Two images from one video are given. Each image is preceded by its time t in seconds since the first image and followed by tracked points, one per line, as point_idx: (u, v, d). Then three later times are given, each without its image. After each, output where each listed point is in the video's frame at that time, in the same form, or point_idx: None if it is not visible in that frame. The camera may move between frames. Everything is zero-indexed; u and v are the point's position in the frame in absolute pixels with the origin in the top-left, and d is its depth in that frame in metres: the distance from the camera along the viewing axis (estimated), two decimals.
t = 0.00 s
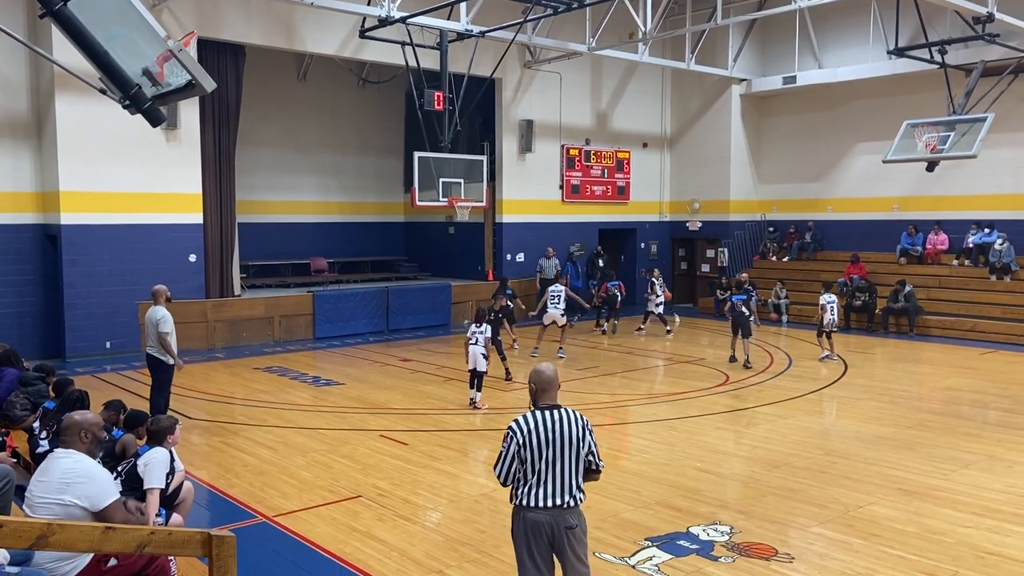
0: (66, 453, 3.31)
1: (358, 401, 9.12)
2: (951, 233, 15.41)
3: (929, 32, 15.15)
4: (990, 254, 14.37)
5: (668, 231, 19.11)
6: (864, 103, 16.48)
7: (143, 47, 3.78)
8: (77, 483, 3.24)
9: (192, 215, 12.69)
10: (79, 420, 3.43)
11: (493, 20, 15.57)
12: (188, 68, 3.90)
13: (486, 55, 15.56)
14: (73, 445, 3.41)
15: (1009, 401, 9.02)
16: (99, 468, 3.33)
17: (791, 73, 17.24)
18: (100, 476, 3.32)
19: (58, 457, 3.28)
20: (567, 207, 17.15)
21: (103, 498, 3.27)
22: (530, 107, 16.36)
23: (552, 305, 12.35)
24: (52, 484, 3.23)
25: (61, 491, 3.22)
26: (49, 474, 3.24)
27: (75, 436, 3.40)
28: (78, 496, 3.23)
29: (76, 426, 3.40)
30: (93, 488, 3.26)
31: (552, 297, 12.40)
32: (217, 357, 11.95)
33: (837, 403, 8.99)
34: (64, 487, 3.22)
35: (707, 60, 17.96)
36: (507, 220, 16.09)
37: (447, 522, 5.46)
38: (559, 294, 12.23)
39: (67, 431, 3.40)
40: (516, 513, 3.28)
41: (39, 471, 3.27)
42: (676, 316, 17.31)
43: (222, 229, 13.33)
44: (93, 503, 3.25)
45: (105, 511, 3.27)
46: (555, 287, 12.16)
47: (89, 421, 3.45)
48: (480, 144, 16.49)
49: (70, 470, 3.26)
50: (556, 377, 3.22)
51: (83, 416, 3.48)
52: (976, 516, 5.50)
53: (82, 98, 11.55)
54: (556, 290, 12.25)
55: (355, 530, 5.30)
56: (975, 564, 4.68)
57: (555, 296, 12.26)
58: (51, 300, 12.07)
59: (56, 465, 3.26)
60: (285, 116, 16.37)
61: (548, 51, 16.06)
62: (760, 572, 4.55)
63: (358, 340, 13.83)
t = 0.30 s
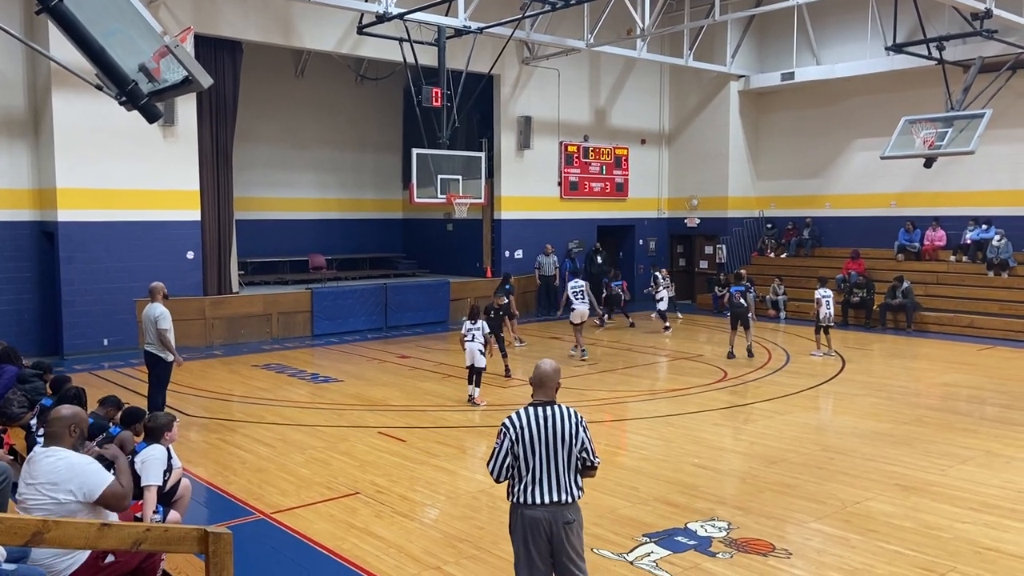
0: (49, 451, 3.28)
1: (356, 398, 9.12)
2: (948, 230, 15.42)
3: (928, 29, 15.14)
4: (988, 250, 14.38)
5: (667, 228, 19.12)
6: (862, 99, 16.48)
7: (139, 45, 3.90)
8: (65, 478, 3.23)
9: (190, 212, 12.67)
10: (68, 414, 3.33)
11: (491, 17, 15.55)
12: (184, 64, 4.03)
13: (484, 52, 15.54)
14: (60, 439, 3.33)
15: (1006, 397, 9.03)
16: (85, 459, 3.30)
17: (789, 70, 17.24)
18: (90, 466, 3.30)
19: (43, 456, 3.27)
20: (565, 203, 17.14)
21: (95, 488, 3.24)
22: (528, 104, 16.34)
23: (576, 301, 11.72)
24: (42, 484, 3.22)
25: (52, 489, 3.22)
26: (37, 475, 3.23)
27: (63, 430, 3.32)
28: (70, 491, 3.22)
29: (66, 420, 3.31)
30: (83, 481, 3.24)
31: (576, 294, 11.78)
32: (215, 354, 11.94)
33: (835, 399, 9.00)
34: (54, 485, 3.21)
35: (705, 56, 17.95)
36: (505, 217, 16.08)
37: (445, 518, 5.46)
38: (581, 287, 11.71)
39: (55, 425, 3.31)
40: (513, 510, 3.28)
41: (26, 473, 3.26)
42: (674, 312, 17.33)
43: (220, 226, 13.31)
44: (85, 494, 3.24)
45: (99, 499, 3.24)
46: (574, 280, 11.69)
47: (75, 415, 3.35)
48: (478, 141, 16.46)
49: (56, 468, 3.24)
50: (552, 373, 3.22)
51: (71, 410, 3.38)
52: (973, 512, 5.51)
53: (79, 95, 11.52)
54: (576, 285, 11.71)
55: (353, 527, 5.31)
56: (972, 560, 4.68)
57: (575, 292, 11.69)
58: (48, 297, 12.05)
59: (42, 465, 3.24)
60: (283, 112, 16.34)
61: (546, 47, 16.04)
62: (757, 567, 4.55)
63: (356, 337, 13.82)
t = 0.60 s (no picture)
0: (56, 449, 3.30)
1: (355, 395, 9.11)
2: (946, 226, 15.42)
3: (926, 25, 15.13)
4: (986, 246, 14.38)
5: (665, 225, 19.11)
6: (860, 95, 16.46)
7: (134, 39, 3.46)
8: (68, 478, 3.23)
9: (188, 209, 12.67)
10: (75, 416, 3.38)
11: (489, 14, 15.53)
12: (183, 60, 3.57)
13: (482, 49, 15.52)
14: (68, 441, 3.37)
15: (1004, 393, 9.04)
16: (88, 464, 3.33)
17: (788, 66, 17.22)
18: (90, 471, 3.33)
19: (47, 454, 3.27)
20: (563, 200, 17.13)
21: (94, 493, 3.27)
22: (526, 101, 16.32)
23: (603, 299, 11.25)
24: (42, 480, 3.21)
25: (52, 486, 3.20)
26: (39, 470, 3.22)
27: (71, 431, 3.36)
28: (69, 491, 3.22)
29: (73, 422, 3.36)
30: (84, 484, 3.26)
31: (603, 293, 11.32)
32: (213, 351, 11.94)
33: (833, 395, 9.00)
34: (54, 482, 3.20)
35: (704, 53, 17.93)
36: (503, 214, 16.06)
37: (443, 515, 5.46)
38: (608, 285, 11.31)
39: (63, 426, 3.34)
40: (513, 506, 3.28)
41: (27, 467, 3.25)
42: (672, 309, 17.32)
43: (218, 223, 13.29)
44: (82, 498, 3.24)
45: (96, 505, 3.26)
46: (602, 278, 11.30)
47: (83, 418, 3.40)
48: (476, 138, 16.43)
49: (60, 466, 3.25)
50: (553, 370, 3.22)
51: (77, 412, 3.42)
52: (971, 508, 5.51)
53: (77, 92, 11.51)
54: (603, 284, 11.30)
55: (351, 523, 5.31)
56: (970, 556, 4.69)
57: (601, 290, 11.24)
58: (46, 294, 12.03)
59: (46, 462, 3.25)
60: (281, 109, 16.32)
61: (544, 44, 16.03)
62: (755, 564, 4.56)
63: (354, 333, 13.81)
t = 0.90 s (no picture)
0: (60, 446, 3.30)
1: (354, 392, 9.11)
2: (945, 223, 15.42)
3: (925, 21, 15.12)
4: (985, 243, 14.38)
5: (664, 221, 19.10)
6: (860, 92, 16.44)
7: (132, 36, 3.46)
8: (71, 474, 3.23)
9: (187, 206, 12.65)
10: (79, 413, 3.39)
11: (488, 10, 15.51)
12: (180, 57, 3.61)
13: (481, 45, 15.49)
14: (73, 438, 3.38)
15: (1003, 390, 9.06)
16: (93, 460, 3.32)
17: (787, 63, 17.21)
18: (95, 467, 3.31)
19: (52, 450, 3.27)
20: (562, 197, 17.12)
21: (98, 489, 3.25)
22: (525, 98, 16.30)
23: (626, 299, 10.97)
24: (46, 476, 3.21)
25: (56, 482, 3.20)
26: (43, 466, 3.22)
27: (76, 428, 3.37)
28: (72, 487, 3.21)
29: (77, 418, 3.36)
30: (88, 480, 3.25)
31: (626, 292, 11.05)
32: (212, 348, 11.93)
33: (832, 392, 9.00)
34: (58, 478, 3.20)
35: (703, 49, 17.91)
36: (502, 211, 16.05)
37: (442, 512, 5.47)
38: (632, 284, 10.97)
39: (67, 423, 3.36)
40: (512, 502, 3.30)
41: (31, 462, 3.24)
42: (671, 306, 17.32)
43: (216, 220, 13.27)
44: (86, 493, 3.23)
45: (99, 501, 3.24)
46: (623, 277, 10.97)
47: (88, 413, 3.40)
48: (475, 135, 16.40)
49: (65, 462, 3.25)
50: (555, 369, 3.21)
51: (82, 408, 3.41)
52: (970, 504, 5.52)
53: (75, 90, 11.48)
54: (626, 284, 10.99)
55: (350, 520, 5.31)
56: (969, 552, 4.69)
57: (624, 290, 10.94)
58: (44, 292, 12.02)
59: (50, 458, 3.24)
60: (279, 106, 16.28)
61: (543, 40, 16.01)
62: (754, 560, 4.56)
63: (353, 331, 13.82)
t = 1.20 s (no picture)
0: (65, 444, 3.28)
1: (354, 390, 9.11)
2: (945, 220, 15.42)
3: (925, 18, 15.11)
4: (985, 240, 14.39)
5: (664, 219, 19.10)
6: (860, 88, 16.43)
7: (130, 33, 3.43)
8: (73, 473, 3.21)
9: (186, 204, 12.64)
10: (85, 411, 3.36)
11: (487, 8, 15.50)
12: (178, 54, 3.58)
13: (480, 42, 15.47)
14: (79, 437, 3.36)
15: (1002, 386, 9.06)
16: (96, 460, 3.30)
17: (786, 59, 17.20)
18: (97, 468, 3.29)
19: (56, 447, 3.26)
20: (562, 194, 17.12)
21: (98, 490, 3.23)
22: (524, 95, 16.28)
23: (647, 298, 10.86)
24: (48, 473, 3.21)
25: (57, 479, 3.20)
26: (46, 463, 3.22)
27: (81, 428, 3.35)
28: (73, 486, 3.20)
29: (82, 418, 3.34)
30: (89, 480, 3.23)
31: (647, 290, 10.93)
32: (211, 346, 11.93)
33: (832, 389, 9.00)
34: (60, 476, 3.20)
35: (702, 46, 17.89)
36: (501, 208, 16.04)
37: (442, 509, 5.47)
38: (651, 283, 10.83)
39: (73, 423, 3.33)
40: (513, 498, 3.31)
41: (37, 458, 3.26)
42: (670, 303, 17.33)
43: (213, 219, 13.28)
44: (86, 493, 3.22)
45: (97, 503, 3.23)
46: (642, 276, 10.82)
47: (93, 412, 3.38)
48: (475, 132, 16.40)
49: (68, 460, 3.24)
50: (557, 366, 3.21)
51: (88, 407, 3.39)
52: (969, 501, 5.52)
53: (73, 87, 11.46)
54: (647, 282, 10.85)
55: (349, 518, 5.31)
56: (968, 549, 4.69)
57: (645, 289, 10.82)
58: (43, 289, 12.01)
59: (54, 455, 3.24)
60: (278, 103, 16.27)
61: (542, 37, 16.00)
62: (753, 557, 4.56)
63: (353, 328, 13.82)
